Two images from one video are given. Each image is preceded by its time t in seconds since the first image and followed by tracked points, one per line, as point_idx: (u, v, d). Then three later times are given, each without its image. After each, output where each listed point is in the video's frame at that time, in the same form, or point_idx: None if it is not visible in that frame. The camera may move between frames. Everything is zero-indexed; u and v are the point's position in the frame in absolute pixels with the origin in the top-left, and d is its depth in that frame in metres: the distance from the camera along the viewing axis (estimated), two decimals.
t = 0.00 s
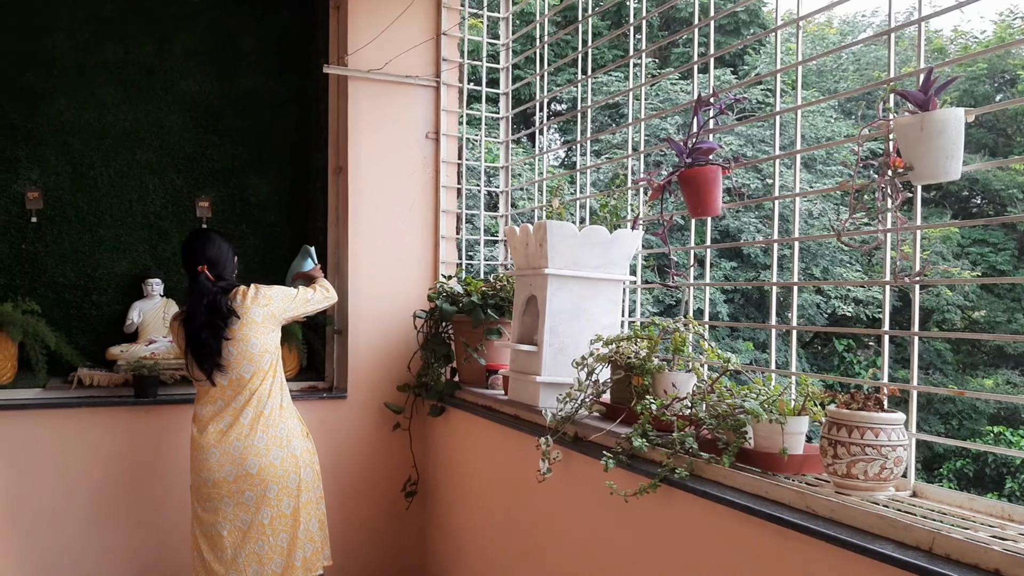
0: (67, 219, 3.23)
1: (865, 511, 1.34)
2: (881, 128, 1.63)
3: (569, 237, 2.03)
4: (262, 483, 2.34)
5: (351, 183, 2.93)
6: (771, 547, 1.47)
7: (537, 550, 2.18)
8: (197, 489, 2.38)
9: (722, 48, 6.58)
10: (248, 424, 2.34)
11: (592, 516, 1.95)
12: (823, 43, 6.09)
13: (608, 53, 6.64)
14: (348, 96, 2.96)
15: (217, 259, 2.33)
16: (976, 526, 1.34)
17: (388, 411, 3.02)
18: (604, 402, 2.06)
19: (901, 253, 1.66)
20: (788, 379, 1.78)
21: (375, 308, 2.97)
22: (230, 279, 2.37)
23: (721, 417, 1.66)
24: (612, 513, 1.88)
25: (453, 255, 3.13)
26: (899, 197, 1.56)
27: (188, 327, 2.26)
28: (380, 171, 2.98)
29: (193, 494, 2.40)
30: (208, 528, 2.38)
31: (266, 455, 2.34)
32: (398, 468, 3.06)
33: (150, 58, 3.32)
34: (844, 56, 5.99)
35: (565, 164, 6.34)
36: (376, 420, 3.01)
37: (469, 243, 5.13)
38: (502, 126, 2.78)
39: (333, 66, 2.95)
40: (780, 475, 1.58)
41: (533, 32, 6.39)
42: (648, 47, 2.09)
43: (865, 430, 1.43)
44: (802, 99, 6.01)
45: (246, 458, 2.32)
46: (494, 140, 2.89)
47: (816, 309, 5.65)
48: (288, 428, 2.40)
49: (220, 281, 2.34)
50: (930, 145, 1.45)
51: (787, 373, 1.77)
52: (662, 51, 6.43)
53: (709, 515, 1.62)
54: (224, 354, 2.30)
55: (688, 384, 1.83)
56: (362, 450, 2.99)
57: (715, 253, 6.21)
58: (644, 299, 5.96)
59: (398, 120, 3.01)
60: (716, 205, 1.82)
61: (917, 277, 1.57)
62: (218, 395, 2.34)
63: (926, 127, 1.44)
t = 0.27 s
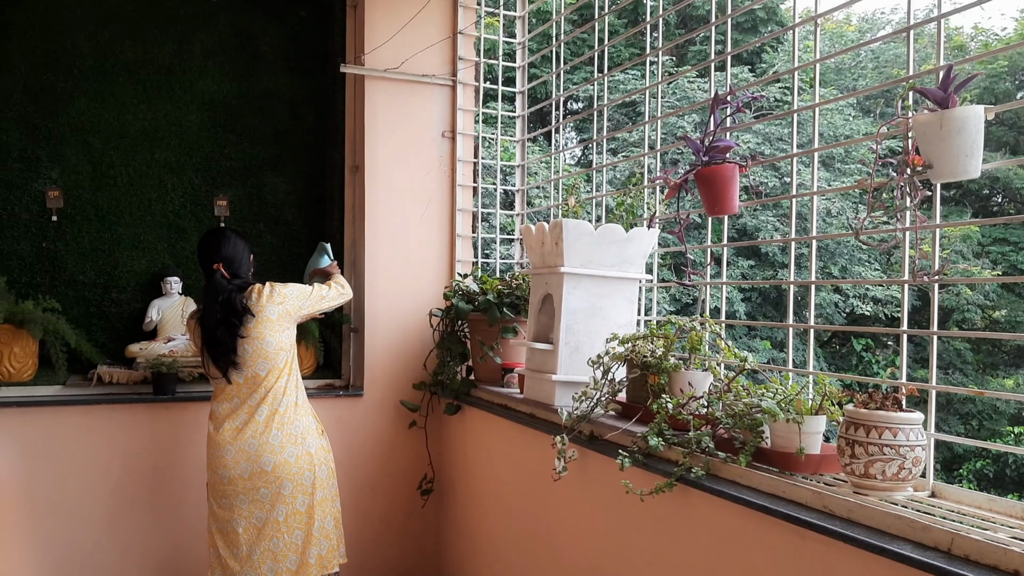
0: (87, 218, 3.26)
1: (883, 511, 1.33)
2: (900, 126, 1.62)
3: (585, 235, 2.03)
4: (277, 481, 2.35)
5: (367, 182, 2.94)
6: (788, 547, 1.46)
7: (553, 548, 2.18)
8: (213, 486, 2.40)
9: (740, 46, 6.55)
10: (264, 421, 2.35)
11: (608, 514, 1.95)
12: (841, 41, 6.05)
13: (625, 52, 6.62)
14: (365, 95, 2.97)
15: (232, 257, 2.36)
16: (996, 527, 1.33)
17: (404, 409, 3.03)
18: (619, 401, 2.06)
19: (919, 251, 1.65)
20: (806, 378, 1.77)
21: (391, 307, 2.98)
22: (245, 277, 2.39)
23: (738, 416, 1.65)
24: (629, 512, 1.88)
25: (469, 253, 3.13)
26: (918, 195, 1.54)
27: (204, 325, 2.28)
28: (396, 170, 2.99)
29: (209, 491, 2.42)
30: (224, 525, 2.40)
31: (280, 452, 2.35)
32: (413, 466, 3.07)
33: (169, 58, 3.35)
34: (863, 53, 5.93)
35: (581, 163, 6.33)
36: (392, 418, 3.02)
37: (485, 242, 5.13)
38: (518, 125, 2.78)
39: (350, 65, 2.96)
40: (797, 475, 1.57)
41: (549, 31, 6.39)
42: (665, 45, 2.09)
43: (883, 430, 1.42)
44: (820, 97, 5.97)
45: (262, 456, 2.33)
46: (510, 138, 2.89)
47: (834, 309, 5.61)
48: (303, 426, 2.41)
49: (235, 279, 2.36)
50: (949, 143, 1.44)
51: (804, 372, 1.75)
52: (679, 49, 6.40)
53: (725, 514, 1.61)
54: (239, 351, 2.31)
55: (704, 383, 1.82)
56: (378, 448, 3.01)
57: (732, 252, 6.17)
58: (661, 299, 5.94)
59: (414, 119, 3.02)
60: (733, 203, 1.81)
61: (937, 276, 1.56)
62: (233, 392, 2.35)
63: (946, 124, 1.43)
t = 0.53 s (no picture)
0: (102, 218, 3.28)
1: (897, 513, 1.32)
2: (915, 127, 1.61)
3: (598, 236, 2.03)
4: (290, 481, 2.36)
5: (380, 182, 2.95)
6: (801, 548, 1.46)
7: (564, 549, 2.18)
8: (226, 485, 2.41)
9: (753, 46, 6.52)
10: (277, 422, 2.36)
11: (620, 515, 1.95)
12: (855, 40, 6.02)
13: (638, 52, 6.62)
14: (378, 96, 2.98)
15: (247, 257, 2.37)
16: (1011, 530, 1.32)
17: (416, 409, 3.04)
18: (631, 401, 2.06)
19: (934, 253, 1.64)
20: (819, 380, 1.76)
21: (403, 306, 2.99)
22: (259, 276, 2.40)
23: (750, 418, 1.64)
24: (641, 513, 1.87)
25: (481, 253, 3.13)
26: (933, 196, 1.53)
27: (218, 325, 2.29)
28: (409, 170, 2.99)
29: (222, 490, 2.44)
30: (236, 524, 2.41)
31: (294, 453, 2.36)
32: (425, 466, 3.08)
33: (183, 58, 3.36)
34: (877, 53, 5.90)
35: (593, 163, 6.33)
36: (404, 418, 3.03)
37: (498, 242, 5.13)
38: (531, 125, 2.78)
39: (362, 65, 2.97)
40: (810, 477, 1.56)
41: (562, 31, 6.39)
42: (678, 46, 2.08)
43: (897, 432, 1.42)
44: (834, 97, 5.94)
45: (275, 456, 2.34)
46: (522, 139, 2.89)
47: (848, 309, 5.59)
48: (316, 427, 2.43)
49: (249, 279, 2.37)
50: (965, 144, 1.43)
51: (818, 374, 1.75)
52: (692, 49, 6.39)
53: (738, 516, 1.61)
54: (253, 352, 2.32)
55: (717, 384, 1.82)
56: (390, 447, 3.01)
57: (744, 252, 6.15)
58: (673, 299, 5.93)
59: (427, 119, 3.02)
60: (746, 203, 1.81)
61: (951, 277, 1.55)
62: (247, 392, 2.36)
63: (961, 125, 1.42)
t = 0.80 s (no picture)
0: (117, 217, 3.30)
1: (912, 516, 1.32)
2: (931, 128, 1.60)
3: (611, 236, 2.03)
4: (309, 484, 2.38)
5: (393, 182, 2.95)
6: (814, 550, 1.46)
7: (577, 549, 2.18)
8: (240, 483, 2.40)
9: (766, 47, 6.51)
10: (301, 425, 2.38)
11: (633, 516, 1.95)
12: (869, 41, 5.99)
13: (651, 53, 6.61)
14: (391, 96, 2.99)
15: (281, 254, 2.36)
16: None
17: (428, 409, 3.04)
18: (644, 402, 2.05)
19: (949, 254, 1.63)
20: (833, 382, 1.76)
21: (415, 306, 2.99)
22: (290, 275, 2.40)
23: (764, 419, 1.64)
24: (654, 514, 1.87)
25: (494, 254, 3.13)
26: (948, 197, 1.52)
27: (247, 319, 2.29)
28: (422, 171, 3.00)
29: (235, 488, 2.42)
30: (248, 524, 2.41)
31: (316, 457, 2.38)
32: (436, 466, 3.08)
33: (198, 59, 3.38)
34: (892, 53, 5.87)
35: (606, 164, 6.33)
36: (416, 417, 3.03)
37: (511, 243, 5.12)
38: (544, 126, 2.78)
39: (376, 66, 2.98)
40: (824, 478, 1.56)
41: (575, 32, 6.39)
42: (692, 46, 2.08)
43: (912, 434, 1.41)
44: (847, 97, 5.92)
45: (297, 459, 2.36)
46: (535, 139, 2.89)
47: (861, 311, 5.57)
48: (337, 433, 2.46)
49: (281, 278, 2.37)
50: (981, 144, 1.42)
51: (832, 376, 1.74)
52: (705, 50, 6.38)
53: (752, 517, 1.60)
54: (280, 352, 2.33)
55: (730, 385, 1.82)
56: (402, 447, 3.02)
57: (757, 254, 6.14)
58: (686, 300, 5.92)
59: (440, 120, 3.03)
60: (760, 204, 1.80)
61: (967, 279, 1.54)
62: (271, 393, 2.37)
63: (978, 126, 1.41)
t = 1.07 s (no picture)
0: (125, 217, 3.30)
1: (921, 518, 1.31)
2: (940, 129, 1.60)
3: (618, 237, 2.03)
4: (332, 489, 2.40)
5: (400, 182, 2.95)
6: (822, 552, 1.45)
7: (583, 551, 2.18)
8: (257, 487, 2.34)
9: (773, 47, 6.50)
10: (327, 430, 2.41)
11: (640, 517, 1.94)
12: (876, 41, 5.98)
13: (659, 54, 6.62)
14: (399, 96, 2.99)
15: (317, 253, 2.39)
16: None
17: (434, 409, 3.04)
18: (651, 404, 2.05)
19: (957, 256, 1.62)
20: (840, 384, 1.75)
21: (422, 306, 2.99)
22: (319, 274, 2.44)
23: (771, 420, 1.63)
24: (661, 515, 1.87)
25: (500, 254, 3.13)
26: (957, 198, 1.52)
27: (304, 317, 2.29)
28: (429, 171, 3.00)
29: (247, 492, 2.35)
30: (264, 528, 2.36)
31: (342, 462, 2.42)
32: (442, 466, 3.08)
33: (206, 58, 3.38)
34: (899, 55, 5.86)
35: (613, 164, 6.34)
36: (422, 417, 3.03)
37: (518, 243, 5.11)
38: (551, 126, 2.77)
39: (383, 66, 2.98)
40: (832, 480, 1.56)
41: (582, 32, 6.39)
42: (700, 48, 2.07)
43: (921, 437, 1.41)
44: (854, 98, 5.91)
45: (326, 463, 2.38)
46: (542, 140, 2.88)
47: (869, 312, 5.57)
48: (356, 439, 2.51)
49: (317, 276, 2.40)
50: (991, 146, 1.42)
51: (839, 378, 1.73)
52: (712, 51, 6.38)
53: (760, 519, 1.60)
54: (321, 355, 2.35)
55: (737, 387, 1.81)
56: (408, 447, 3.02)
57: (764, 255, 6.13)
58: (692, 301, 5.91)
59: (448, 120, 3.03)
60: (768, 205, 1.80)
61: (975, 281, 1.53)
62: (301, 398, 2.37)
63: (987, 127, 1.41)
